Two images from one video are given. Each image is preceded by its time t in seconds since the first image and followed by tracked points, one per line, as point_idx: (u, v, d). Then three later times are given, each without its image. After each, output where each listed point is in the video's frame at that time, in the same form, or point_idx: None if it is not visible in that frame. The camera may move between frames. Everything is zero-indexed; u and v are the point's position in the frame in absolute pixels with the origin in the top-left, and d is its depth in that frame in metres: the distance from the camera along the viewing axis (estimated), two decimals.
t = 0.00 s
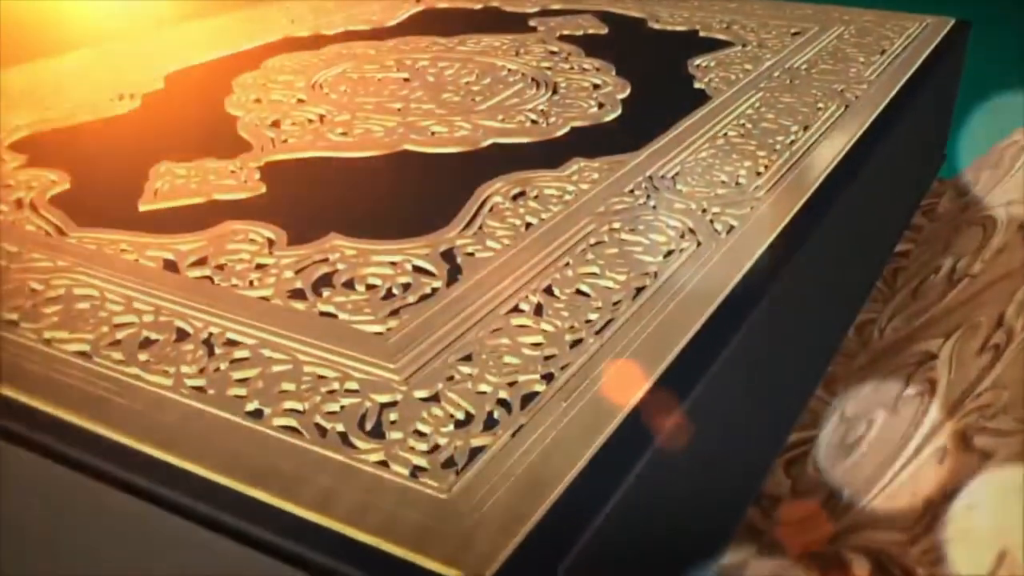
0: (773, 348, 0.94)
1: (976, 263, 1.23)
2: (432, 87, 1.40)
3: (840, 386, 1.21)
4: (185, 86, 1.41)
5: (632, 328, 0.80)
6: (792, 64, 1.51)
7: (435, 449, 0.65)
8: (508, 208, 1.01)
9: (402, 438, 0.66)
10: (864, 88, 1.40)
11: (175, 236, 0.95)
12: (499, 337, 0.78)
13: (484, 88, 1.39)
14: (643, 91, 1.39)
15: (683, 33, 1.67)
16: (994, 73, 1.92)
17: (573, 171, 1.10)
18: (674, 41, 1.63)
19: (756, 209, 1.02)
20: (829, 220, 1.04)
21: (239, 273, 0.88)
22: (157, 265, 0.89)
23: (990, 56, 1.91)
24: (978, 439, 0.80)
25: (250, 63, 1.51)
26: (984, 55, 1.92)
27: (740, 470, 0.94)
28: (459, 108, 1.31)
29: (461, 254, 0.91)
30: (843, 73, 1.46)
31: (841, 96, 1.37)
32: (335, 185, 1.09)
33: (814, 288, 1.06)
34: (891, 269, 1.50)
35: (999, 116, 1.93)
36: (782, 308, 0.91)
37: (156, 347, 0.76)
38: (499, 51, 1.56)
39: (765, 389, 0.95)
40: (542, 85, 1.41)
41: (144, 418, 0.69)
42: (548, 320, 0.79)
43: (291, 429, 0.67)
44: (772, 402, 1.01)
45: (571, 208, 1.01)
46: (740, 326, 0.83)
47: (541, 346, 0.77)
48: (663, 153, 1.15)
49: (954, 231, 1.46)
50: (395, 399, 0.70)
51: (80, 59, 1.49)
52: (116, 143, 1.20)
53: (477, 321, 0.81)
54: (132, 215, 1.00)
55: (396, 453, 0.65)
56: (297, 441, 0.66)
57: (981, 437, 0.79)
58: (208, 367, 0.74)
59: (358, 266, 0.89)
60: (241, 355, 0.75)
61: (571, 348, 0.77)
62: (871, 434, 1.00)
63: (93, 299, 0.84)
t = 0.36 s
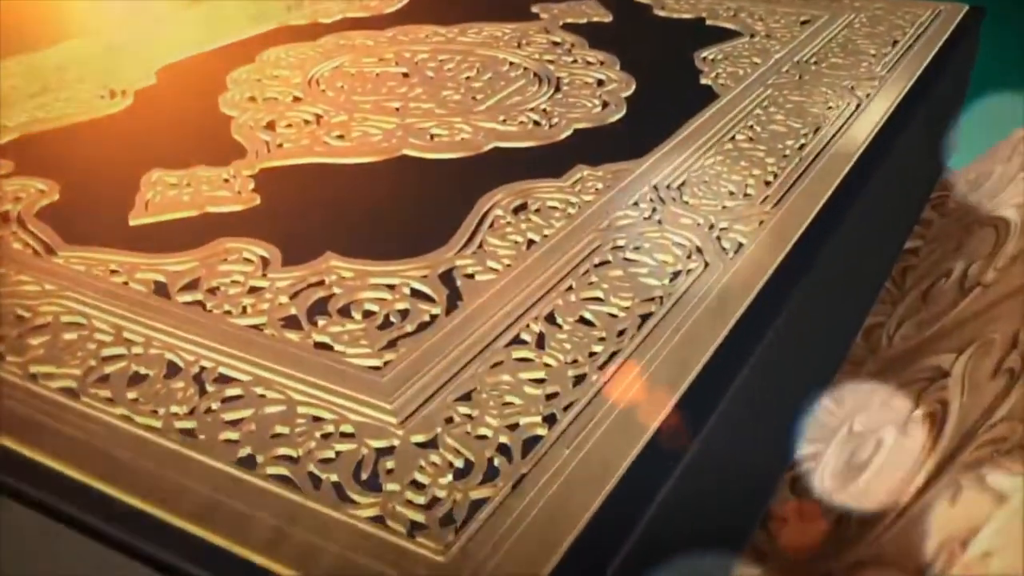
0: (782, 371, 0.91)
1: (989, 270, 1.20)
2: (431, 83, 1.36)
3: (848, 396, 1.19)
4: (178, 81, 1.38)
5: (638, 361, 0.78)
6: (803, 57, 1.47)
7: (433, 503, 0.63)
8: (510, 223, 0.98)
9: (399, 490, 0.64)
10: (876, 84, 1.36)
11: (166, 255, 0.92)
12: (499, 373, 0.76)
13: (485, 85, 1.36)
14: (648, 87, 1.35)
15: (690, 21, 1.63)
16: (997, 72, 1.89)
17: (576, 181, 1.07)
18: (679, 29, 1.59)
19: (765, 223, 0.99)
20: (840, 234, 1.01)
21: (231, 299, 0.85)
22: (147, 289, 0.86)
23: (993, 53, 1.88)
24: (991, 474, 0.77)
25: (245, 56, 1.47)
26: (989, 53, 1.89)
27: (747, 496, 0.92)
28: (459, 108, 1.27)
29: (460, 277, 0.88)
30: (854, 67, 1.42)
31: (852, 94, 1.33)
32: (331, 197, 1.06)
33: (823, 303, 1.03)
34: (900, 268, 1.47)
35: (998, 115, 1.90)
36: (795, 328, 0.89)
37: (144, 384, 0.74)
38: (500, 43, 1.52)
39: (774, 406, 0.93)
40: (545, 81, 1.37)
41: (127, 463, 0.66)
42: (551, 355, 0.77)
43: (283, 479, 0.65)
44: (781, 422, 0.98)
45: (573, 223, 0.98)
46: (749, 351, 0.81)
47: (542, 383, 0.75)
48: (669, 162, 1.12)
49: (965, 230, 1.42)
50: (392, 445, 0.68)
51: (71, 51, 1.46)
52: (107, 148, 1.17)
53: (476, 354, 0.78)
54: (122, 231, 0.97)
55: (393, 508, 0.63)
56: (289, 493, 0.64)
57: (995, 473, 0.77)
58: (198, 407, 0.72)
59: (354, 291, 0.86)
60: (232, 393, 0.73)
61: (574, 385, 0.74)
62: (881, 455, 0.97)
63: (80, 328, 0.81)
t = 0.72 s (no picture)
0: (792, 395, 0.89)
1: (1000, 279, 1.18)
2: (431, 81, 1.33)
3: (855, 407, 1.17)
4: (173, 79, 1.35)
5: (645, 395, 0.76)
6: (811, 52, 1.43)
7: (432, 558, 0.61)
8: (510, 240, 0.95)
9: (397, 543, 0.62)
10: (887, 82, 1.33)
11: (159, 274, 0.90)
12: (501, 408, 0.74)
13: (485, 84, 1.33)
14: (653, 85, 1.32)
15: (696, 11, 1.59)
16: (999, 75, 1.86)
17: (580, 192, 1.04)
18: (685, 20, 1.55)
19: (774, 238, 0.97)
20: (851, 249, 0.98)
21: (225, 325, 0.83)
22: (139, 314, 0.84)
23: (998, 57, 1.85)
24: (1003, 513, 0.75)
25: (240, 51, 1.44)
26: (993, 56, 1.85)
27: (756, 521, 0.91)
28: (459, 109, 1.24)
29: (460, 301, 0.86)
30: (865, 63, 1.39)
31: (862, 94, 1.30)
32: (329, 208, 1.03)
33: (833, 320, 1.01)
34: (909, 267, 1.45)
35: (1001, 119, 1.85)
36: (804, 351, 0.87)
37: (134, 422, 0.72)
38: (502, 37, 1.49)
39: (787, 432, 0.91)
40: (546, 80, 1.34)
41: (115, 512, 0.64)
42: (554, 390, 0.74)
43: (276, 530, 0.63)
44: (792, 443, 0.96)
45: (576, 240, 0.96)
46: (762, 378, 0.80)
47: (542, 421, 0.72)
48: (674, 170, 1.09)
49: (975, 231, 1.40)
50: (389, 491, 0.66)
51: (63, 46, 1.43)
52: (100, 152, 1.14)
53: (477, 387, 0.76)
54: (114, 249, 0.94)
55: (391, 565, 0.61)
56: (283, 547, 0.62)
57: (1008, 513, 0.75)
58: (190, 447, 0.70)
59: (352, 316, 0.84)
60: (225, 433, 0.71)
61: (578, 423, 0.72)
62: (889, 477, 0.96)
63: (70, 359, 0.79)
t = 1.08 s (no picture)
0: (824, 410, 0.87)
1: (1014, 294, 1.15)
2: (430, 82, 1.29)
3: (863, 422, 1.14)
4: (164, 78, 1.31)
5: (653, 448, 0.74)
6: (824, 49, 1.38)
7: None
8: (511, 268, 0.93)
9: None
10: (901, 83, 1.29)
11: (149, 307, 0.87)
12: (500, 466, 0.71)
13: (486, 85, 1.29)
14: (659, 86, 1.28)
15: None
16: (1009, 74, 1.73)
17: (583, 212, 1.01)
18: (693, 9, 1.50)
19: (784, 265, 0.94)
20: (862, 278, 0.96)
21: (217, 366, 0.81)
22: (128, 353, 0.82)
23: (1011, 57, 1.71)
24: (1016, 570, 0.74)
25: (233, 46, 1.40)
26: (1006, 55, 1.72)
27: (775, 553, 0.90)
28: (460, 115, 1.21)
29: (460, 339, 0.83)
30: (880, 62, 1.34)
31: (876, 96, 1.26)
32: (326, 227, 1.00)
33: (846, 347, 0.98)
34: (919, 268, 1.42)
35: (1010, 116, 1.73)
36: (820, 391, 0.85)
37: (123, 480, 0.70)
38: (503, 31, 1.45)
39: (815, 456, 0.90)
40: (549, 80, 1.30)
41: None
42: (557, 446, 0.72)
43: None
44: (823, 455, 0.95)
45: (580, 267, 0.93)
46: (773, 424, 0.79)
47: (543, 483, 0.70)
48: (682, 186, 1.06)
49: (988, 234, 1.37)
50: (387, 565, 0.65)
51: (50, 40, 1.38)
52: (89, 161, 1.11)
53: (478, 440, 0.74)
54: (103, 276, 0.91)
55: None
56: None
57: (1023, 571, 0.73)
58: (180, 511, 0.68)
59: (347, 358, 0.81)
60: (216, 494, 0.69)
61: (580, 483, 0.70)
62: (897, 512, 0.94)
63: (57, 406, 0.76)
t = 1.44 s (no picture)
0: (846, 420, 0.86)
1: None
2: (429, 84, 1.26)
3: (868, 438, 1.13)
4: (156, 80, 1.28)
5: (657, 501, 0.73)
6: (835, 47, 1.35)
7: None
8: (512, 296, 0.90)
9: None
10: (914, 87, 1.25)
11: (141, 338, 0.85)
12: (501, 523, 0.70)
13: (487, 88, 1.25)
14: (665, 89, 1.25)
15: None
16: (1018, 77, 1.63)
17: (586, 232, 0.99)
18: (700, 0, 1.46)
19: (792, 295, 0.92)
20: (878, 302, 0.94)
21: (210, 407, 0.79)
22: (120, 392, 0.80)
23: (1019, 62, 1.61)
24: None
25: (228, 44, 1.36)
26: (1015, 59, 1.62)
27: None
28: (460, 122, 1.18)
29: (459, 375, 0.81)
30: (892, 63, 1.31)
31: (888, 101, 1.22)
32: (322, 246, 0.98)
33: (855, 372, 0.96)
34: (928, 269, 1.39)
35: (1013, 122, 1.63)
36: (840, 402, 0.85)
37: (115, 536, 0.69)
38: (504, 27, 1.41)
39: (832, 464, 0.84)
40: (552, 82, 1.27)
41: None
42: (559, 499, 0.72)
43: None
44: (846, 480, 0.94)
45: (583, 295, 0.91)
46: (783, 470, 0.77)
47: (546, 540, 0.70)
48: (688, 203, 1.03)
49: (999, 237, 1.34)
50: None
51: (40, 38, 1.35)
52: (80, 172, 1.08)
53: (478, 491, 0.72)
54: (94, 303, 0.89)
55: None
56: None
57: None
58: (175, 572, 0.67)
59: (344, 397, 0.80)
60: (210, 552, 0.68)
61: (582, 540, 0.70)
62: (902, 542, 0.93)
63: (48, 450, 0.75)
